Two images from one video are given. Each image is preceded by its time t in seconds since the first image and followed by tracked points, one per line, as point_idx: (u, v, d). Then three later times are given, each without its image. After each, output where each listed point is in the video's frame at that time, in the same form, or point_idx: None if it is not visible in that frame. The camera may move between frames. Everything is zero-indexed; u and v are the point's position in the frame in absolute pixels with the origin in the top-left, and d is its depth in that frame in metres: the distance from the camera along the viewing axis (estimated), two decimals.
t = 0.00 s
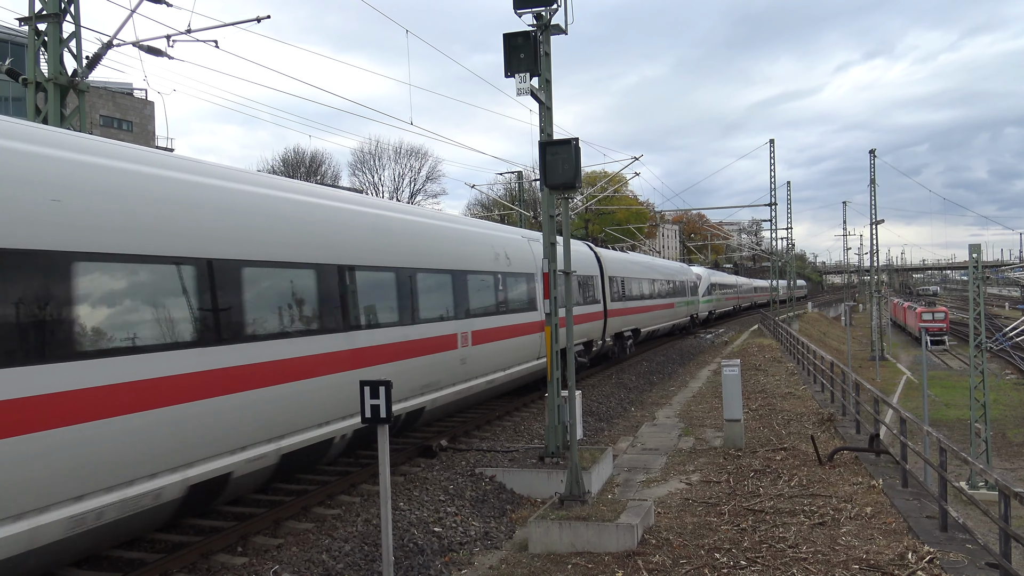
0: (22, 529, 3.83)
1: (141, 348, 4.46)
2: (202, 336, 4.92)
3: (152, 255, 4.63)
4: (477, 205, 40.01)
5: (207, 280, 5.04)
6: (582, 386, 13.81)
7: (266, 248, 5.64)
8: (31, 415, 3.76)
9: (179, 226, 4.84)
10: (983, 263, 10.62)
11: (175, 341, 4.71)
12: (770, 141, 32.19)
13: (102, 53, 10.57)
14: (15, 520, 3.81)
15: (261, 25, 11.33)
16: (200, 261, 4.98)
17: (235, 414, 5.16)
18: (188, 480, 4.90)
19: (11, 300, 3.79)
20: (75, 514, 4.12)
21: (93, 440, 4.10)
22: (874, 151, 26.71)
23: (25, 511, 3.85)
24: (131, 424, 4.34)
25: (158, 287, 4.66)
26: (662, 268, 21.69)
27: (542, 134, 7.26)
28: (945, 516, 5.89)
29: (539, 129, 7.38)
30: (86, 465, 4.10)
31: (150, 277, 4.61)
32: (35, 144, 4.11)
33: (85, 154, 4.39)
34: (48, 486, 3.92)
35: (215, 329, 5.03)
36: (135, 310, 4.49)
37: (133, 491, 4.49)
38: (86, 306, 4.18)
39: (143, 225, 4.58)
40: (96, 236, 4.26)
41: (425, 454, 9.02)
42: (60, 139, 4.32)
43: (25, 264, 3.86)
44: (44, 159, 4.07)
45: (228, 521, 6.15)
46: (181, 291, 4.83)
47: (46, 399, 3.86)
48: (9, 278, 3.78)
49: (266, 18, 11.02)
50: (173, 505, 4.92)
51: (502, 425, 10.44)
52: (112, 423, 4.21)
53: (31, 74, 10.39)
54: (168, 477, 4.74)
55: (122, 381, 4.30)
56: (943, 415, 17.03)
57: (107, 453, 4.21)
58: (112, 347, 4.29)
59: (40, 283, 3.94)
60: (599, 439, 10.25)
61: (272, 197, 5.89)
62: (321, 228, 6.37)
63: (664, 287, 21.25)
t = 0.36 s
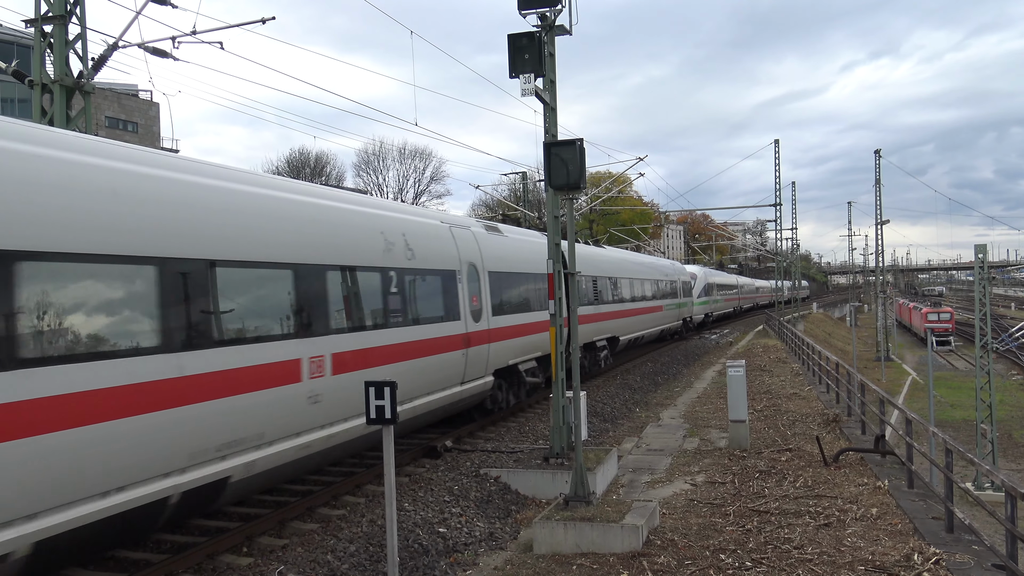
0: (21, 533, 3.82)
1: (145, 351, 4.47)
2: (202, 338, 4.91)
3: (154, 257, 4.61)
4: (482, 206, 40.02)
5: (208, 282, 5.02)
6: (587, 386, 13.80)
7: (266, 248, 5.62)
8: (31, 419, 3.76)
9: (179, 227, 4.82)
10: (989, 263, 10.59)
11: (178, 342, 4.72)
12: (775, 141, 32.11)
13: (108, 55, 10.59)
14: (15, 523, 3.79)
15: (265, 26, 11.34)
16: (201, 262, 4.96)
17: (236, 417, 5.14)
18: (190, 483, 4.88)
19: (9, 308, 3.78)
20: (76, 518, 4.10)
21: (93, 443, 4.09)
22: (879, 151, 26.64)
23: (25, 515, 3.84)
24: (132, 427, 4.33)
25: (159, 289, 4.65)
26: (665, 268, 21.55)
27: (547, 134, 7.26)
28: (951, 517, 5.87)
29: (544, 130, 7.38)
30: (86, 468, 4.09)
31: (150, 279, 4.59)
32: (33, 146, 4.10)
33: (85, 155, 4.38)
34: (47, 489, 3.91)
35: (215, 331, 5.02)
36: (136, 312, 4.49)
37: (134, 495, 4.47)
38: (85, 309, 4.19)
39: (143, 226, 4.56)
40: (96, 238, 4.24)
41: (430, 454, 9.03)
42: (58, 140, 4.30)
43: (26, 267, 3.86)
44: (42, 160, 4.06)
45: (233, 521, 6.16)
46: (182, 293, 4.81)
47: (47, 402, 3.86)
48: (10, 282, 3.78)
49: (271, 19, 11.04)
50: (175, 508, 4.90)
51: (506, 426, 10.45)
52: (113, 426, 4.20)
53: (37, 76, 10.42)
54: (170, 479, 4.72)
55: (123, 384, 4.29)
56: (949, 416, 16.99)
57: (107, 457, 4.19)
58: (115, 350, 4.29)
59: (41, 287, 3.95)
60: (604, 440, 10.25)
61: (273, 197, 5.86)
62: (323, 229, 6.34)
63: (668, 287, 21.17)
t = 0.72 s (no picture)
0: (23, 534, 3.78)
1: (147, 353, 4.45)
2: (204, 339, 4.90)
3: (156, 260, 4.61)
4: (486, 208, 40.06)
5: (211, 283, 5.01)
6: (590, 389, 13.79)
7: (267, 250, 5.60)
8: (34, 419, 3.74)
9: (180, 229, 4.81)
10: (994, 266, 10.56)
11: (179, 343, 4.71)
12: (779, 143, 32.07)
13: (114, 56, 10.63)
14: (16, 524, 3.76)
15: (270, 28, 11.38)
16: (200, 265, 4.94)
17: (237, 419, 5.12)
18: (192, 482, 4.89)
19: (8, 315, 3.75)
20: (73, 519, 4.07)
21: (94, 444, 4.08)
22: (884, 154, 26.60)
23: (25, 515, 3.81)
24: (134, 428, 4.31)
25: (159, 290, 4.64)
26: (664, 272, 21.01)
27: (551, 136, 7.26)
28: (955, 521, 5.85)
29: (548, 132, 7.37)
30: (85, 469, 4.05)
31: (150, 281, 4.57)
32: (34, 147, 4.08)
33: (86, 157, 4.36)
34: (48, 489, 3.89)
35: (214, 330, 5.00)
36: (138, 315, 4.46)
37: (134, 495, 4.45)
38: (85, 310, 4.16)
39: (143, 228, 4.53)
40: (98, 239, 4.23)
41: (434, 456, 9.03)
42: (58, 142, 4.28)
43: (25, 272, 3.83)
44: (44, 161, 4.04)
45: (237, 522, 6.17)
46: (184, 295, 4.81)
47: (49, 403, 3.83)
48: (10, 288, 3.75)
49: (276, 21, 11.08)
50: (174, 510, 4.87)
51: (510, 428, 10.45)
52: (114, 427, 4.18)
53: (43, 78, 10.46)
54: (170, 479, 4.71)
55: (125, 384, 4.27)
56: (954, 419, 16.94)
57: (107, 458, 4.17)
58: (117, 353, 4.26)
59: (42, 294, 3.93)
60: (608, 442, 10.23)
61: (273, 200, 5.84)
62: (326, 232, 6.32)
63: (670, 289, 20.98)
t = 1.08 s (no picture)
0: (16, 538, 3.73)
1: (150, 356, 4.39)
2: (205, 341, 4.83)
3: (154, 262, 4.54)
4: (490, 209, 40.11)
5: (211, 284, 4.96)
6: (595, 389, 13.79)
7: (269, 251, 5.56)
8: (29, 424, 3.67)
9: (178, 230, 4.75)
10: (999, 266, 10.54)
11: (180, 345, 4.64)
12: (782, 143, 32.04)
13: (118, 59, 10.66)
14: (12, 529, 3.72)
15: (274, 30, 11.41)
16: (201, 268, 4.89)
17: (238, 422, 5.07)
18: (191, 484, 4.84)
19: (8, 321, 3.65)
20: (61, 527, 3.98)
21: (93, 447, 4.02)
22: (887, 154, 26.59)
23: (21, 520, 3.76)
24: (133, 431, 4.26)
25: (159, 292, 4.56)
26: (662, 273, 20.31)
27: (554, 137, 7.26)
28: (961, 522, 5.83)
29: (552, 133, 7.37)
30: (76, 474, 3.97)
31: (150, 284, 4.49)
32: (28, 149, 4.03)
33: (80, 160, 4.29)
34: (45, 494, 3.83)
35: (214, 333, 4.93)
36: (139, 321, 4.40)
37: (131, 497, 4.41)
38: (88, 315, 4.07)
39: (141, 231, 4.46)
40: (94, 241, 4.16)
41: (438, 457, 9.03)
42: (54, 144, 4.24)
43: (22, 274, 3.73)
44: (39, 163, 3.98)
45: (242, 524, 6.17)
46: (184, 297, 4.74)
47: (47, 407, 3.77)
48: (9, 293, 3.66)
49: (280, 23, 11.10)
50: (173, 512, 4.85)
51: (514, 429, 10.45)
52: (113, 430, 4.13)
53: (48, 81, 10.49)
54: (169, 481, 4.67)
55: (125, 387, 4.21)
56: (959, 420, 16.92)
57: (105, 461, 4.12)
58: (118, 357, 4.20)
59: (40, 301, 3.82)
60: (612, 443, 10.23)
61: (276, 201, 5.81)
62: (329, 233, 6.32)
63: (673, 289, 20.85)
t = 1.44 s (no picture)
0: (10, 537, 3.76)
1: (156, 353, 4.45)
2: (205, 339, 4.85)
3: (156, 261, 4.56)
4: (493, 208, 40.08)
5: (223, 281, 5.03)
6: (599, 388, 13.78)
7: (273, 248, 5.57)
8: (31, 424, 3.71)
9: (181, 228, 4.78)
10: (1004, 264, 10.50)
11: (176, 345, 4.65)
12: (786, 141, 31.96)
13: (121, 60, 10.67)
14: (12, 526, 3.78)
15: (277, 30, 11.43)
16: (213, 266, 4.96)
17: (240, 422, 5.10)
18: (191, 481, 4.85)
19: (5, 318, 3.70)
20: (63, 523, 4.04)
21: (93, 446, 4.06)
22: (892, 152, 26.51)
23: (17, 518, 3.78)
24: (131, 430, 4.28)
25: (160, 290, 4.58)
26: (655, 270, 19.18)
27: (558, 136, 7.25)
28: (966, 520, 5.81)
29: (555, 132, 7.36)
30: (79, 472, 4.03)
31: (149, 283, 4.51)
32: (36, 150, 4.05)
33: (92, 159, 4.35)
34: (43, 492, 3.86)
35: (220, 332, 4.92)
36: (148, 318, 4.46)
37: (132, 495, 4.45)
38: (95, 310, 4.15)
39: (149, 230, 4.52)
40: (99, 240, 4.20)
41: (442, 456, 9.03)
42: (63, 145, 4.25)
43: (17, 274, 3.75)
44: (42, 162, 4.00)
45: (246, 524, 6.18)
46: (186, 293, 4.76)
47: (42, 408, 3.78)
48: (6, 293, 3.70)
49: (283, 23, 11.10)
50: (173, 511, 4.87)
51: (518, 428, 10.46)
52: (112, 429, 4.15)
53: (52, 81, 10.51)
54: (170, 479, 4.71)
55: (125, 386, 4.23)
56: (964, 418, 16.86)
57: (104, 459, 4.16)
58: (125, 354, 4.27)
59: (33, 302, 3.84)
60: (616, 442, 10.23)
61: (284, 199, 5.85)
62: (335, 232, 6.34)
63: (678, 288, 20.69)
